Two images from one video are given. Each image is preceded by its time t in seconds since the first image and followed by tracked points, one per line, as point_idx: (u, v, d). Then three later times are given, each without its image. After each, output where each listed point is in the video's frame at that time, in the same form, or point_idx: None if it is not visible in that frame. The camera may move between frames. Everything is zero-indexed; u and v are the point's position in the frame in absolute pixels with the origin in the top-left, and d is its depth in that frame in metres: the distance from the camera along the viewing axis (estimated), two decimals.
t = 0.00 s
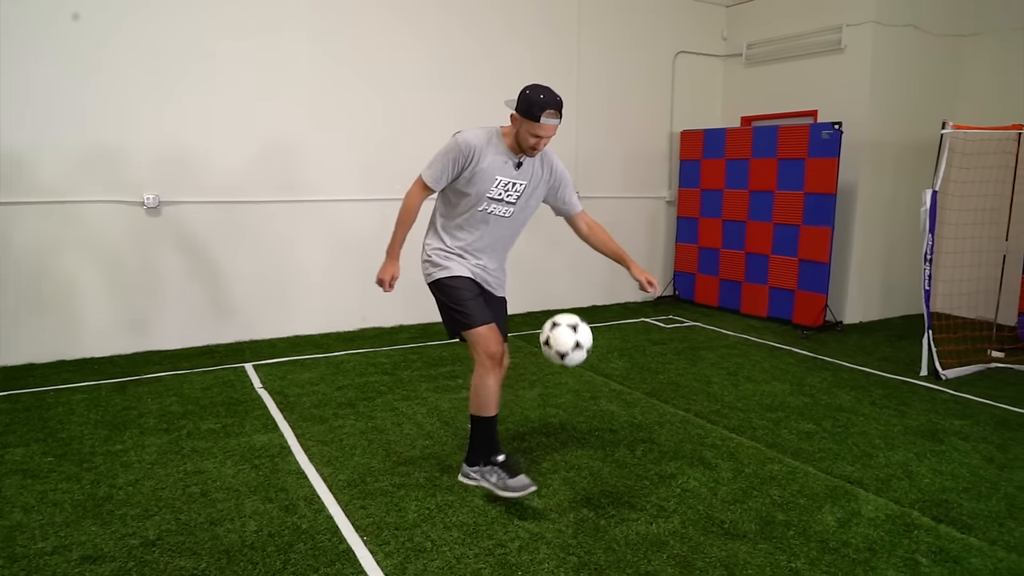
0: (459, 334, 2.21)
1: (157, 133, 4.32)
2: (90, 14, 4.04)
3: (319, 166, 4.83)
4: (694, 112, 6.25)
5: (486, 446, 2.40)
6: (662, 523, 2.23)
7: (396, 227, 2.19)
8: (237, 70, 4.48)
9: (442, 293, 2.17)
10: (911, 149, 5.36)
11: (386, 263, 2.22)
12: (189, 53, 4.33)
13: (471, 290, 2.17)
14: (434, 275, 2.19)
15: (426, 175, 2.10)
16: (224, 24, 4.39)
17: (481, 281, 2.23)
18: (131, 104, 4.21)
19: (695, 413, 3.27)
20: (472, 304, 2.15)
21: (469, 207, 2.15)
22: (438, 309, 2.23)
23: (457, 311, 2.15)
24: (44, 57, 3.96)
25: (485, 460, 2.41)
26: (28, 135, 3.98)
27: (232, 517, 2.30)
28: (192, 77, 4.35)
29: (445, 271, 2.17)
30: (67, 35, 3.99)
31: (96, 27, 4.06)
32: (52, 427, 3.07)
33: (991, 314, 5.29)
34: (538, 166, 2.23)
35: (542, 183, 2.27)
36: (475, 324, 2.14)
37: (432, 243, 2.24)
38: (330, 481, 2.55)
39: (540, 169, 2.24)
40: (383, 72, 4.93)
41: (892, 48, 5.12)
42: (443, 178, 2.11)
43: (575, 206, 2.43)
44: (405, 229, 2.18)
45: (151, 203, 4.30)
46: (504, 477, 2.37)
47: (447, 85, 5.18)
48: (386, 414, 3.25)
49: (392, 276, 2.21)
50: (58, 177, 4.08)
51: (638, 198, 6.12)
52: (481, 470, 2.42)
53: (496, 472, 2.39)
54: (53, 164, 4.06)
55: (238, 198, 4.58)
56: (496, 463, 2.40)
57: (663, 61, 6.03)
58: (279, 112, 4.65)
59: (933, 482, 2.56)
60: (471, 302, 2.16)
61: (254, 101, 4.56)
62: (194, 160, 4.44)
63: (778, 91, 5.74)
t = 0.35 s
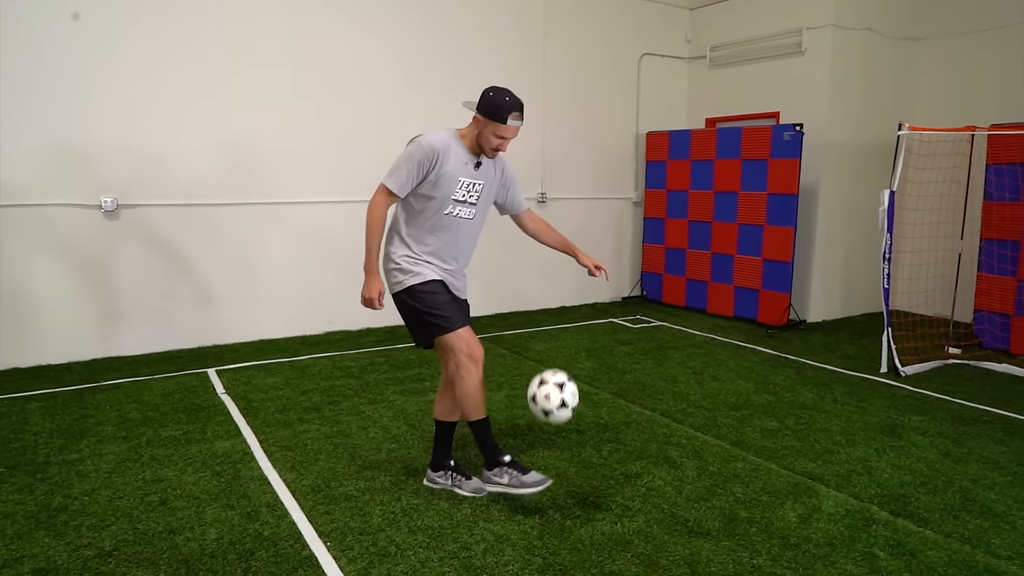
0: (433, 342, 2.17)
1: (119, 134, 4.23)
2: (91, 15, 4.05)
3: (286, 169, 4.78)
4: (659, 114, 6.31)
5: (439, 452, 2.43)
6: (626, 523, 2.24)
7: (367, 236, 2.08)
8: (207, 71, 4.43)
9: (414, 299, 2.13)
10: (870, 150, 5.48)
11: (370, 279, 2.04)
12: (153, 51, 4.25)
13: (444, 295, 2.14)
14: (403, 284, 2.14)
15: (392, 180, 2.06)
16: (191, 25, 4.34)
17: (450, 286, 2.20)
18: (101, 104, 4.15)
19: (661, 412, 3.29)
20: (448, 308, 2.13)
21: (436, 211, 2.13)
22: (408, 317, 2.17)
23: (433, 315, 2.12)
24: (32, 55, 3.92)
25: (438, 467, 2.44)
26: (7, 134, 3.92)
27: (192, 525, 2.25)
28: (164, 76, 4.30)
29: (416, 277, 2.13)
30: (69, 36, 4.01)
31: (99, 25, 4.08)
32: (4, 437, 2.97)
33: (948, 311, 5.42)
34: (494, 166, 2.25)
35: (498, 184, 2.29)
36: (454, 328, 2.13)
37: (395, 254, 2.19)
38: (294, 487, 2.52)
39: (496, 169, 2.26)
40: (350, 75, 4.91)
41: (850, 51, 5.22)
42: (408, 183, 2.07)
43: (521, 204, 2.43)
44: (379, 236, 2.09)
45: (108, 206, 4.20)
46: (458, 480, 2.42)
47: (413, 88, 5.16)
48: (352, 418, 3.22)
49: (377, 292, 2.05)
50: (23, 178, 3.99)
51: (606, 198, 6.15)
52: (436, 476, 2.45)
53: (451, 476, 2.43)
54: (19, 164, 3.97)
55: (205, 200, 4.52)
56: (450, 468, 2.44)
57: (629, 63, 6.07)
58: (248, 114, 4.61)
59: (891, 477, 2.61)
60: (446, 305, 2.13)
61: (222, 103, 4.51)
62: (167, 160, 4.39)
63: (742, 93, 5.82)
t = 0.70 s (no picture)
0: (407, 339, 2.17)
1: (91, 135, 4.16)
2: (93, 15, 4.06)
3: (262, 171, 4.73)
4: (638, 114, 6.32)
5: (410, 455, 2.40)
6: (599, 524, 2.23)
7: (343, 239, 2.05)
8: (186, 71, 4.39)
9: (388, 296, 2.12)
10: (846, 150, 5.52)
11: (350, 284, 2.02)
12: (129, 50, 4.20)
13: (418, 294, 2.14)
14: (376, 282, 2.13)
15: (360, 182, 2.03)
16: (166, 25, 4.29)
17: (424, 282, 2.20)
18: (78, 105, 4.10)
19: (638, 412, 3.29)
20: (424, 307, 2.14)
21: (406, 210, 2.11)
22: (382, 314, 2.16)
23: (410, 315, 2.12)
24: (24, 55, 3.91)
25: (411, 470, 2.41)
26: None
27: (160, 532, 2.22)
28: (144, 76, 4.26)
29: (390, 274, 2.12)
30: (73, 38, 4.02)
31: (101, 26, 4.10)
32: None
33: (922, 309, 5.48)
34: (463, 161, 2.24)
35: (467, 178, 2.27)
36: (429, 324, 2.13)
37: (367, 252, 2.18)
38: (265, 492, 2.48)
39: (464, 164, 2.24)
40: (327, 77, 4.87)
41: (826, 52, 5.26)
42: (377, 184, 2.04)
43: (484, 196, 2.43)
44: (354, 237, 2.06)
45: (79, 207, 4.13)
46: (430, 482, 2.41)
47: (391, 89, 5.13)
48: (327, 420, 3.19)
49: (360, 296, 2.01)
50: None
51: (585, 198, 6.16)
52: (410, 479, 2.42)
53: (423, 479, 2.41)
54: None
55: (182, 201, 4.47)
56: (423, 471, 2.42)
57: (608, 63, 6.08)
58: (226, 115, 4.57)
59: (864, 475, 2.63)
60: (422, 301, 2.14)
61: (199, 105, 4.46)
62: (145, 160, 4.34)
63: (720, 93, 5.85)
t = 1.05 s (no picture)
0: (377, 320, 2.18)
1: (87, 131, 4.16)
2: (92, 15, 4.07)
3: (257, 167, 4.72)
4: (637, 107, 6.29)
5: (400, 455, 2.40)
6: (590, 521, 2.22)
7: (320, 236, 2.02)
8: (184, 68, 4.39)
9: (355, 278, 2.15)
10: (845, 143, 5.49)
11: (319, 280, 2.01)
12: (123, 45, 4.19)
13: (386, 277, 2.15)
14: (347, 264, 2.17)
15: (350, 180, 2.00)
16: (162, 22, 4.28)
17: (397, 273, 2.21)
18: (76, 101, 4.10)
19: (633, 408, 3.28)
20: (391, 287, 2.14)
21: (388, 210, 2.12)
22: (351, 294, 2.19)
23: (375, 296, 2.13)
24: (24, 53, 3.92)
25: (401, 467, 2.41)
26: None
27: (149, 528, 2.21)
28: (143, 73, 4.26)
29: (360, 257, 2.15)
30: (73, 35, 4.03)
31: (101, 24, 4.10)
32: None
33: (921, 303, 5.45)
34: (457, 171, 2.23)
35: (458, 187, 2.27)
36: (395, 304, 2.12)
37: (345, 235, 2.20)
38: (256, 488, 2.48)
39: (458, 173, 2.24)
40: (323, 75, 4.85)
41: (825, 44, 5.22)
42: (366, 184, 2.02)
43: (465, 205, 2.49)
44: (334, 237, 2.03)
45: (74, 203, 4.12)
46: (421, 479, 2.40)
47: (388, 87, 5.10)
48: (321, 416, 3.18)
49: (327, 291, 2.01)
50: None
51: (583, 192, 6.13)
52: (401, 475, 2.42)
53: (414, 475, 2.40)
54: None
55: (178, 197, 4.47)
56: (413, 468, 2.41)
57: (607, 56, 6.04)
58: (223, 112, 4.56)
59: (858, 471, 2.61)
60: (387, 283, 2.14)
61: (195, 102, 4.45)
62: (143, 155, 4.34)
63: (718, 86, 5.81)
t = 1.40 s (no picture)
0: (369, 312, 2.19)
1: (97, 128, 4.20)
2: (94, 15, 4.09)
3: (265, 165, 4.74)
4: (647, 102, 6.25)
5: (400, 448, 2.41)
6: (593, 518, 2.21)
7: (312, 241, 2.02)
8: (191, 67, 4.42)
9: (343, 269, 2.19)
10: (858, 137, 5.42)
11: (312, 283, 2.01)
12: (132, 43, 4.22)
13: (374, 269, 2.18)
14: (338, 259, 2.21)
15: (341, 185, 2.00)
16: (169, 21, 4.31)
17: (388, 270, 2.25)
18: (86, 99, 4.15)
19: (640, 405, 3.26)
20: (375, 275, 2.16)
21: (377, 211, 2.14)
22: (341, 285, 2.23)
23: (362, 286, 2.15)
24: (27, 54, 3.95)
25: (402, 461, 2.42)
26: None
27: (154, 522, 2.22)
28: (151, 72, 4.30)
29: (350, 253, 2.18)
30: (74, 36, 4.05)
31: (100, 25, 4.12)
32: None
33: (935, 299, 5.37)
34: (452, 177, 2.21)
35: (454, 193, 2.26)
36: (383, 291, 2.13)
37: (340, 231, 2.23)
38: (260, 483, 2.49)
39: (454, 179, 2.22)
40: (328, 73, 4.86)
41: (837, 36, 5.15)
42: (356, 189, 2.02)
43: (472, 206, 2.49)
44: (326, 242, 2.03)
45: (85, 200, 4.17)
46: (422, 473, 2.41)
47: (394, 85, 5.10)
48: (327, 412, 3.19)
49: (322, 292, 2.01)
50: None
51: (593, 188, 6.10)
52: (402, 470, 2.43)
53: (413, 470, 2.41)
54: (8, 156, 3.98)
55: (188, 193, 4.50)
56: (412, 462, 2.41)
57: (616, 50, 6.00)
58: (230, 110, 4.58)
59: (867, 469, 2.58)
60: (373, 271, 2.16)
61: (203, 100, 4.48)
62: (153, 153, 4.38)
63: (729, 80, 5.76)
